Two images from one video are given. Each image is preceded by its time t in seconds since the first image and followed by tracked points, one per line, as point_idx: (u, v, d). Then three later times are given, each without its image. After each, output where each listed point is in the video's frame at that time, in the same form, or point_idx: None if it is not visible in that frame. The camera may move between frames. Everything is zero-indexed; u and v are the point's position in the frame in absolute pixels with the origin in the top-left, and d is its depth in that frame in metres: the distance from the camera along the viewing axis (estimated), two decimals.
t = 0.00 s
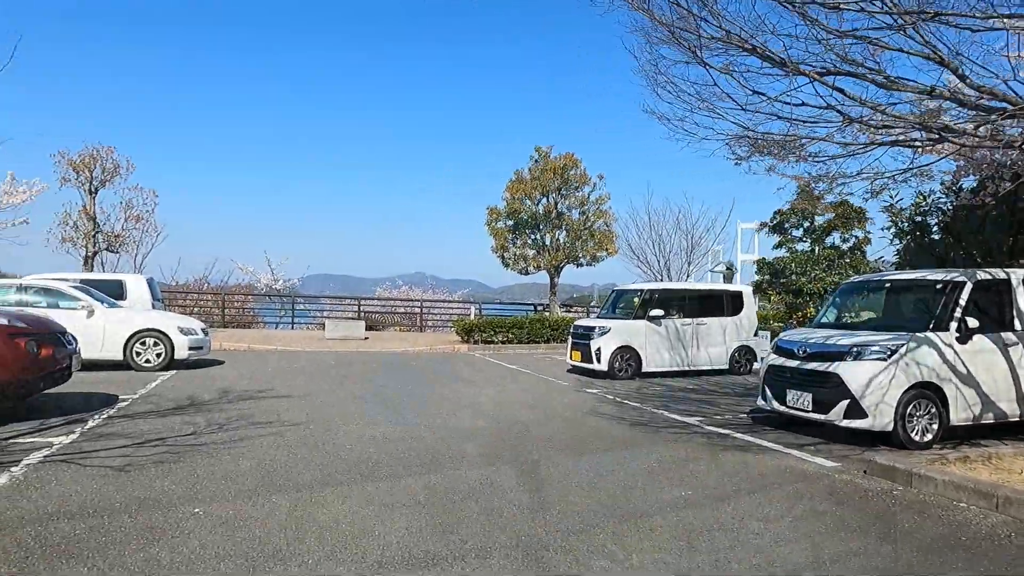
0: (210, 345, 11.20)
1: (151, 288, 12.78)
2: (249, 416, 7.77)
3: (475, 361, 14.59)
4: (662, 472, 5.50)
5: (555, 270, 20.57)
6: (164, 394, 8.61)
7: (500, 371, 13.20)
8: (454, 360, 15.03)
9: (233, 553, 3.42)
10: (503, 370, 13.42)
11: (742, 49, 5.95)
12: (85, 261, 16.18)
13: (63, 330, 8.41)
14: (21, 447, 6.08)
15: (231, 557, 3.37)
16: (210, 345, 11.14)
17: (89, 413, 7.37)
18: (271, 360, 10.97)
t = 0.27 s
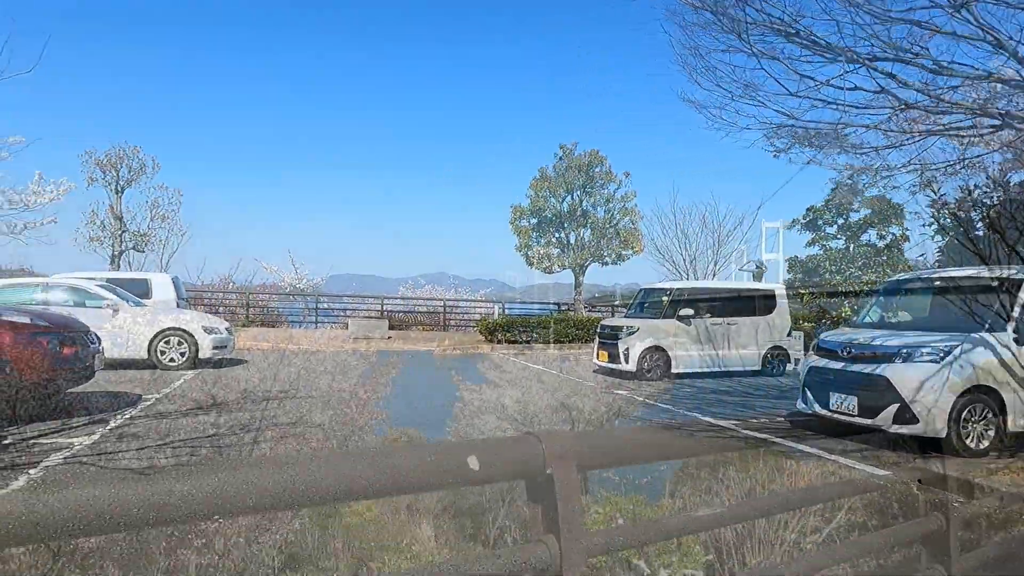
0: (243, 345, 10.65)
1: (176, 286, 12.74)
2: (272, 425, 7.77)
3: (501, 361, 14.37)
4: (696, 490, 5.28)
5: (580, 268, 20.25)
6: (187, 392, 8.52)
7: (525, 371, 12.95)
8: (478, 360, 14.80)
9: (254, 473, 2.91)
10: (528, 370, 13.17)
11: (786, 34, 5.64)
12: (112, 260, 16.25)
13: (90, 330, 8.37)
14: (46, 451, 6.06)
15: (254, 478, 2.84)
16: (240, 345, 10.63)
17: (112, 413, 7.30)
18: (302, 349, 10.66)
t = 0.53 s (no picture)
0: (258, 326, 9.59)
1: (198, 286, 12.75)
2: (290, 430, 7.91)
3: (523, 361, 14.28)
4: (714, 509, 5.33)
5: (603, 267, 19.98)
6: (204, 374, 8.14)
7: (547, 373, 12.76)
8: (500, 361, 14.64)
9: (400, 489, 1.38)
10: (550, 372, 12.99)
11: (825, 25, 5.36)
12: (136, 260, 16.34)
13: (80, 335, 8.05)
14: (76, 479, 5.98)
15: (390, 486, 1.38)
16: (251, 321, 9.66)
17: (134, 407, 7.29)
18: (325, 331, 10.11)
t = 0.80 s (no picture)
0: (275, 322, 8.66)
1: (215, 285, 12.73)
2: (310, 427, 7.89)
3: (542, 360, 14.09)
4: (736, 514, 5.25)
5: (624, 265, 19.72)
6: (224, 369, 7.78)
7: (568, 372, 12.58)
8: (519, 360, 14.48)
9: (398, 515, 0.76)
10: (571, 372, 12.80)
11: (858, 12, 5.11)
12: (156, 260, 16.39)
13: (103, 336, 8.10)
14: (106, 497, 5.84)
15: (384, 508, 0.77)
16: (268, 316, 8.68)
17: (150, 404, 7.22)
18: (345, 326, 9.53)
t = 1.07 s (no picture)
0: (294, 324, 8.59)
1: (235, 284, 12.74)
2: (328, 430, 7.77)
3: (563, 361, 13.90)
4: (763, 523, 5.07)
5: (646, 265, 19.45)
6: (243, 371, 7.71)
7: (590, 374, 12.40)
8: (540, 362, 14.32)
9: (375, 554, 0.59)
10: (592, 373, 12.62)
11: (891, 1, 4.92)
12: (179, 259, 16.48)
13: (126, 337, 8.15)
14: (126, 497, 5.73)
15: (358, 545, 0.59)
16: (287, 317, 8.64)
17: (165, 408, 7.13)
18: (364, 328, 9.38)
